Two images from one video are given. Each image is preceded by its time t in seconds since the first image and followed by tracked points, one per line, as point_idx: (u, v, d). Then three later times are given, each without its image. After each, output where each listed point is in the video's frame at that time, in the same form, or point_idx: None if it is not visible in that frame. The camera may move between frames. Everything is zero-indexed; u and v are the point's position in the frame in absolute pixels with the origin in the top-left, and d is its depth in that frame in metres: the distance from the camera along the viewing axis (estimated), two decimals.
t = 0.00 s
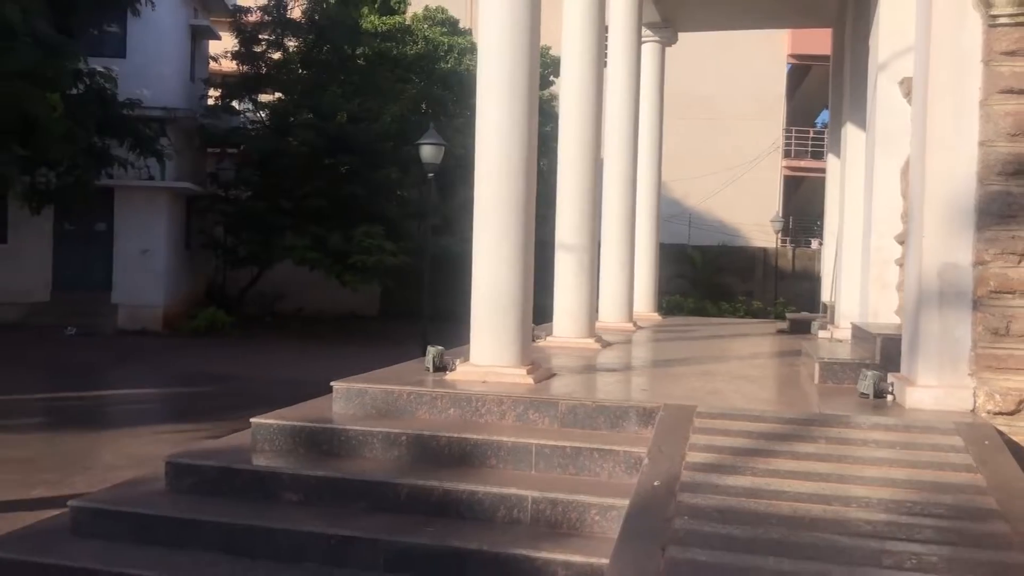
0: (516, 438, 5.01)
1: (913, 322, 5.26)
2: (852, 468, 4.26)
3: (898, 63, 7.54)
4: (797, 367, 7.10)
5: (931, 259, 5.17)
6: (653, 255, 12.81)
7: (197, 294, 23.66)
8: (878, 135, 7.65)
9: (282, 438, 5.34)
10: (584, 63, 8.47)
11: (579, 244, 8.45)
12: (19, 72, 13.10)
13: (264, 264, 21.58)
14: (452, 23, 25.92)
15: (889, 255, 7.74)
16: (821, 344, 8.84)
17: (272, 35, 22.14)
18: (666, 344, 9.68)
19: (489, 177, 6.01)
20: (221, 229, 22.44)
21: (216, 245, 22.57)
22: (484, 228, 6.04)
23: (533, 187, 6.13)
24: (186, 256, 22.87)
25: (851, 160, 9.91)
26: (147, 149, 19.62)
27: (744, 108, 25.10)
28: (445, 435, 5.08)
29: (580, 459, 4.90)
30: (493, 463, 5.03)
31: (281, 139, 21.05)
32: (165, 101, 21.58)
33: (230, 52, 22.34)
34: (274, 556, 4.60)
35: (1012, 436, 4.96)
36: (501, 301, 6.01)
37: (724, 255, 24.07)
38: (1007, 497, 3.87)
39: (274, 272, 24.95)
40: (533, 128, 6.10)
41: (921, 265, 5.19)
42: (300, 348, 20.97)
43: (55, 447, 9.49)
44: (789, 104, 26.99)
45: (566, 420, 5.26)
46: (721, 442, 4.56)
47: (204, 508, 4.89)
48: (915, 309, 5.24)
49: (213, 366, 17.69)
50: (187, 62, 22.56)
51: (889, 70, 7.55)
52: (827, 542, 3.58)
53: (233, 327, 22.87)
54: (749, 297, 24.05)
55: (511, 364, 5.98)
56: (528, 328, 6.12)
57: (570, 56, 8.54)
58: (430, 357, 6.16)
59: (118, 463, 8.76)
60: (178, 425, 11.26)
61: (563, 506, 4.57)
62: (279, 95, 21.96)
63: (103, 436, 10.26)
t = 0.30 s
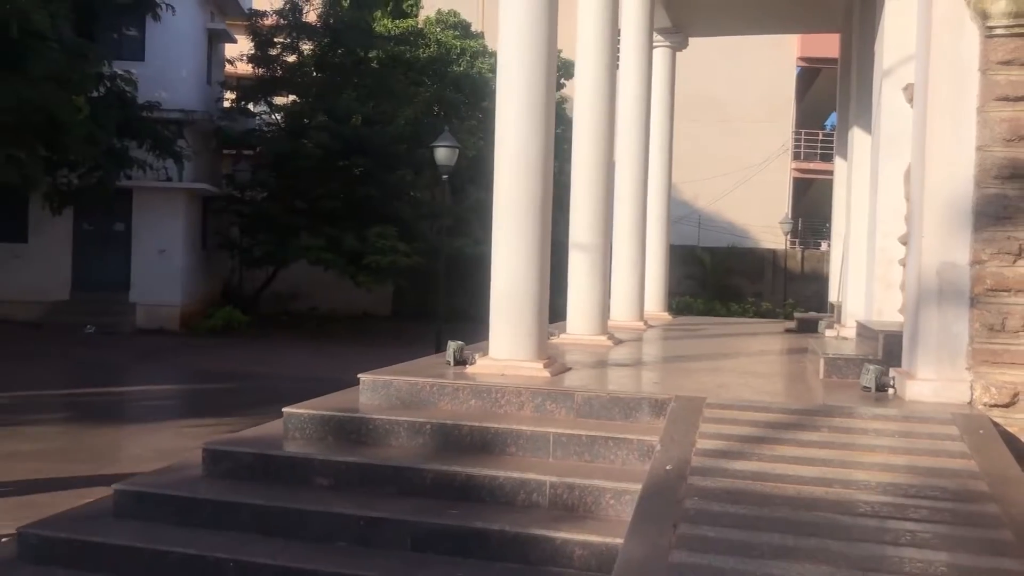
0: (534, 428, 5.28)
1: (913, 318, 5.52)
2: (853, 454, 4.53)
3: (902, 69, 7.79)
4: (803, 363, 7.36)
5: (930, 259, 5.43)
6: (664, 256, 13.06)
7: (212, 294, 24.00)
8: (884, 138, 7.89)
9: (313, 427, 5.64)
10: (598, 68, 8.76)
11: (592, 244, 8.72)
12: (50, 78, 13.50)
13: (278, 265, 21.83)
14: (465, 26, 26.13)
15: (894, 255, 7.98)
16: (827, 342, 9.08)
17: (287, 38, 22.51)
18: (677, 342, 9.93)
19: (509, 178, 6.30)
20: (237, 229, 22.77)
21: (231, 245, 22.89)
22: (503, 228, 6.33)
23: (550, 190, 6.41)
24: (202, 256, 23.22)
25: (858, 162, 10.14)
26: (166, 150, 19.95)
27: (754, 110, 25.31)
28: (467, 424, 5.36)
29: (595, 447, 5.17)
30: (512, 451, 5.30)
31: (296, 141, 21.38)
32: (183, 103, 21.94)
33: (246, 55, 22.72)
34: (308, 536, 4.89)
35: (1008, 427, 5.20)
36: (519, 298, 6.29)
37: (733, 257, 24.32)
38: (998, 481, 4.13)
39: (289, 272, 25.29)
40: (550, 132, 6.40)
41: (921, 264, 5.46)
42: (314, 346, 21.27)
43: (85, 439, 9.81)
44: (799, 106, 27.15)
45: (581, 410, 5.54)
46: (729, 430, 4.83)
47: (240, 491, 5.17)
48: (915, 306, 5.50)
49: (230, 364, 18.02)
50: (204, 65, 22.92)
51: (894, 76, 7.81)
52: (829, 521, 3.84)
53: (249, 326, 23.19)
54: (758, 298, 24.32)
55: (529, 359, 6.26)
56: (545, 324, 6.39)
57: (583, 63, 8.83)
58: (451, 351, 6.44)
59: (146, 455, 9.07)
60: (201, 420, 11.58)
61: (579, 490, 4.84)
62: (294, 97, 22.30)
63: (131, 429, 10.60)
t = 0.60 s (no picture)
0: (560, 416, 5.59)
1: (922, 312, 5.82)
2: (862, 438, 4.82)
3: (912, 74, 8.06)
4: (814, 356, 7.64)
5: (937, 255, 5.73)
6: (677, 255, 13.32)
7: (232, 293, 24.41)
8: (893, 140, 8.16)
9: (352, 413, 5.99)
10: (616, 73, 9.09)
11: (611, 242, 9.03)
12: (81, 82, 13.94)
13: (297, 264, 22.15)
14: (481, 27, 26.43)
15: (903, 253, 8.26)
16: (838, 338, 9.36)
17: (305, 40, 22.88)
18: (691, 338, 10.22)
19: (535, 179, 6.63)
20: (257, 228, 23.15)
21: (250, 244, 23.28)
22: (529, 226, 6.65)
23: (575, 189, 6.72)
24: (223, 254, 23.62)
25: (869, 162, 10.41)
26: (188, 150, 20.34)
27: (767, 111, 25.56)
28: (497, 411, 5.69)
29: (618, 432, 5.47)
30: (540, 436, 5.61)
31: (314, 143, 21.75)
32: (204, 104, 22.32)
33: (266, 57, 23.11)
34: (349, 514, 5.21)
35: (1012, 416, 5.48)
36: (544, 292, 6.60)
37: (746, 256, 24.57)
38: (998, 462, 4.42)
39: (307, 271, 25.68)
40: (575, 134, 6.71)
41: (928, 261, 5.76)
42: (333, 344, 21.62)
43: (120, 431, 10.18)
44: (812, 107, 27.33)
45: (604, 398, 5.84)
46: (745, 417, 5.13)
47: (284, 473, 5.51)
48: (924, 300, 5.80)
49: (252, 360, 18.38)
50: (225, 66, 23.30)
51: (904, 79, 8.08)
52: (838, 496, 4.14)
53: (268, 324, 23.56)
54: (771, 297, 24.62)
55: (554, 351, 6.57)
56: (570, 317, 6.69)
57: (603, 68, 9.17)
58: (479, 343, 6.77)
59: (179, 446, 9.41)
60: (230, 413, 11.94)
61: (603, 472, 5.14)
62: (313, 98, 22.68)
63: (163, 421, 10.97)
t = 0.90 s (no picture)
0: (579, 410, 5.84)
1: (926, 309, 6.05)
2: (868, 430, 5.05)
3: (919, 78, 8.28)
4: (824, 353, 7.86)
5: (942, 254, 5.96)
6: (689, 255, 13.53)
7: (247, 293, 24.71)
8: (902, 144, 8.38)
9: (378, 408, 6.24)
10: (631, 74, 9.32)
11: (625, 242, 9.26)
12: (107, 88, 14.19)
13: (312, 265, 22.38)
14: (493, 30, 26.69)
15: (912, 253, 8.48)
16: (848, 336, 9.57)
17: (318, 43, 23.07)
18: (703, 336, 10.44)
19: (553, 182, 6.88)
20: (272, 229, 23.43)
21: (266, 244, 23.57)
22: (547, 228, 6.89)
23: (591, 191, 6.96)
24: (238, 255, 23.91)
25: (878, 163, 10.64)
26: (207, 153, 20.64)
27: (779, 111, 25.73)
28: (518, 405, 5.94)
29: (635, 426, 5.71)
30: (559, 429, 5.86)
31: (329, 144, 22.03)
32: (220, 107, 22.62)
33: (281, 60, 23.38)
34: (378, 504, 5.46)
35: (1012, 409, 5.71)
36: (561, 290, 6.85)
37: (757, 256, 24.79)
38: (998, 452, 4.65)
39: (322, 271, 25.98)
40: (591, 139, 6.95)
41: (933, 260, 5.99)
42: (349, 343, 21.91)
43: (146, 426, 10.46)
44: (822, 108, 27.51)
45: (621, 393, 6.08)
46: (757, 410, 5.36)
47: (316, 465, 5.76)
48: (929, 298, 6.03)
49: (270, 358, 18.67)
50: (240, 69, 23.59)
51: (911, 84, 8.31)
52: (845, 484, 4.38)
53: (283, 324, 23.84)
54: (782, 297, 24.85)
55: (572, 348, 6.81)
56: (586, 315, 6.93)
57: (618, 72, 9.40)
58: (498, 341, 7.01)
59: (203, 441, 9.67)
60: (251, 411, 12.23)
61: (621, 463, 5.38)
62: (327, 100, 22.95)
63: (187, 418, 11.24)
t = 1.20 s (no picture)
0: (595, 398, 6.05)
1: (932, 301, 6.26)
2: (875, 416, 5.26)
3: (926, 79, 8.46)
4: (832, 347, 8.05)
5: (947, 247, 6.17)
6: (700, 253, 13.71)
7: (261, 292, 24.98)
8: (910, 143, 8.55)
9: (400, 396, 6.47)
10: (643, 74, 9.53)
11: (637, 238, 9.47)
12: (128, 90, 14.63)
13: (326, 264, 22.62)
14: (504, 31, 26.92)
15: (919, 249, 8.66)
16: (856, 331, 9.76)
17: (332, 45, 23.25)
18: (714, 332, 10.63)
19: (570, 178, 7.10)
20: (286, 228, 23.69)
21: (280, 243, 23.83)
22: (563, 223, 7.10)
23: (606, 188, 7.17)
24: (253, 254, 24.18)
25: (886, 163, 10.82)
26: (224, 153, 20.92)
27: (790, 112, 25.85)
28: (536, 393, 6.15)
29: (649, 413, 5.92)
30: (576, 416, 6.08)
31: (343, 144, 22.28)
32: (236, 108, 22.89)
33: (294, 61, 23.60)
34: (402, 487, 5.69)
35: (1015, 398, 5.90)
36: (577, 285, 7.05)
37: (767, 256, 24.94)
38: (999, 436, 4.86)
39: (335, 270, 26.24)
40: (606, 137, 7.16)
41: (939, 253, 6.20)
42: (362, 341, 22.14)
43: (170, 418, 10.72)
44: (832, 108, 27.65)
45: (635, 382, 6.30)
46: (767, 397, 5.56)
47: (342, 450, 6.00)
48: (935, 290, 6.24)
49: (286, 355, 18.93)
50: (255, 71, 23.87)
51: (918, 84, 8.48)
52: (852, 465, 4.59)
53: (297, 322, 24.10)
54: (793, 296, 25.16)
55: (587, 340, 7.03)
56: (601, 308, 7.14)
57: (631, 72, 9.61)
58: (516, 334, 7.22)
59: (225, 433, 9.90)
60: (271, 405, 12.48)
61: (636, 448, 5.59)
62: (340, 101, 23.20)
63: (208, 412, 11.49)
